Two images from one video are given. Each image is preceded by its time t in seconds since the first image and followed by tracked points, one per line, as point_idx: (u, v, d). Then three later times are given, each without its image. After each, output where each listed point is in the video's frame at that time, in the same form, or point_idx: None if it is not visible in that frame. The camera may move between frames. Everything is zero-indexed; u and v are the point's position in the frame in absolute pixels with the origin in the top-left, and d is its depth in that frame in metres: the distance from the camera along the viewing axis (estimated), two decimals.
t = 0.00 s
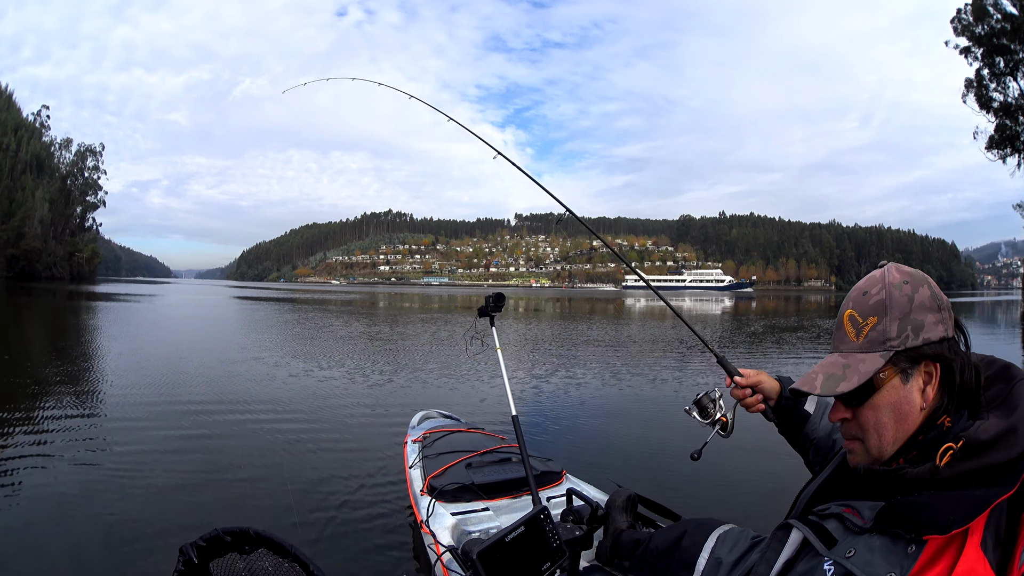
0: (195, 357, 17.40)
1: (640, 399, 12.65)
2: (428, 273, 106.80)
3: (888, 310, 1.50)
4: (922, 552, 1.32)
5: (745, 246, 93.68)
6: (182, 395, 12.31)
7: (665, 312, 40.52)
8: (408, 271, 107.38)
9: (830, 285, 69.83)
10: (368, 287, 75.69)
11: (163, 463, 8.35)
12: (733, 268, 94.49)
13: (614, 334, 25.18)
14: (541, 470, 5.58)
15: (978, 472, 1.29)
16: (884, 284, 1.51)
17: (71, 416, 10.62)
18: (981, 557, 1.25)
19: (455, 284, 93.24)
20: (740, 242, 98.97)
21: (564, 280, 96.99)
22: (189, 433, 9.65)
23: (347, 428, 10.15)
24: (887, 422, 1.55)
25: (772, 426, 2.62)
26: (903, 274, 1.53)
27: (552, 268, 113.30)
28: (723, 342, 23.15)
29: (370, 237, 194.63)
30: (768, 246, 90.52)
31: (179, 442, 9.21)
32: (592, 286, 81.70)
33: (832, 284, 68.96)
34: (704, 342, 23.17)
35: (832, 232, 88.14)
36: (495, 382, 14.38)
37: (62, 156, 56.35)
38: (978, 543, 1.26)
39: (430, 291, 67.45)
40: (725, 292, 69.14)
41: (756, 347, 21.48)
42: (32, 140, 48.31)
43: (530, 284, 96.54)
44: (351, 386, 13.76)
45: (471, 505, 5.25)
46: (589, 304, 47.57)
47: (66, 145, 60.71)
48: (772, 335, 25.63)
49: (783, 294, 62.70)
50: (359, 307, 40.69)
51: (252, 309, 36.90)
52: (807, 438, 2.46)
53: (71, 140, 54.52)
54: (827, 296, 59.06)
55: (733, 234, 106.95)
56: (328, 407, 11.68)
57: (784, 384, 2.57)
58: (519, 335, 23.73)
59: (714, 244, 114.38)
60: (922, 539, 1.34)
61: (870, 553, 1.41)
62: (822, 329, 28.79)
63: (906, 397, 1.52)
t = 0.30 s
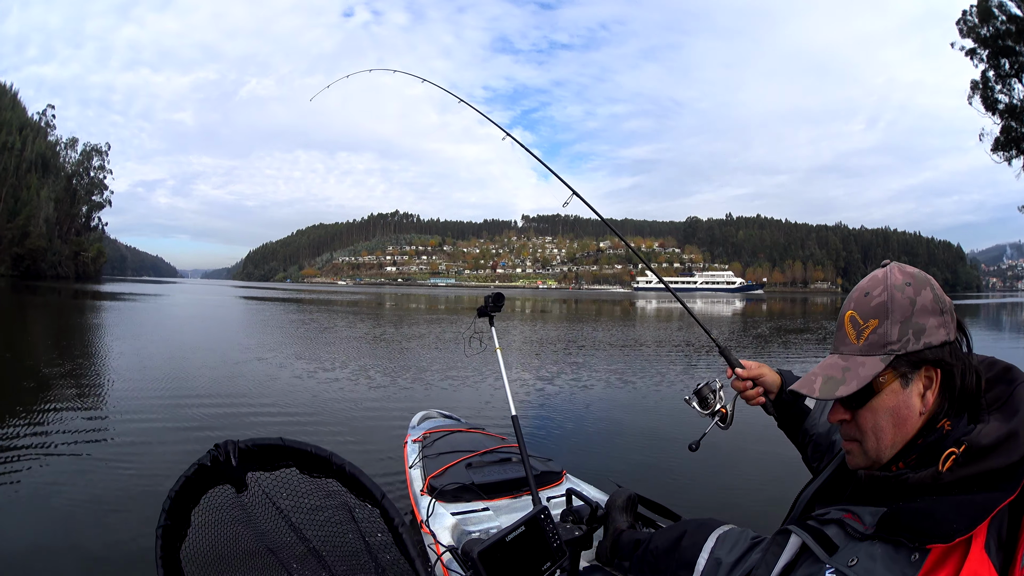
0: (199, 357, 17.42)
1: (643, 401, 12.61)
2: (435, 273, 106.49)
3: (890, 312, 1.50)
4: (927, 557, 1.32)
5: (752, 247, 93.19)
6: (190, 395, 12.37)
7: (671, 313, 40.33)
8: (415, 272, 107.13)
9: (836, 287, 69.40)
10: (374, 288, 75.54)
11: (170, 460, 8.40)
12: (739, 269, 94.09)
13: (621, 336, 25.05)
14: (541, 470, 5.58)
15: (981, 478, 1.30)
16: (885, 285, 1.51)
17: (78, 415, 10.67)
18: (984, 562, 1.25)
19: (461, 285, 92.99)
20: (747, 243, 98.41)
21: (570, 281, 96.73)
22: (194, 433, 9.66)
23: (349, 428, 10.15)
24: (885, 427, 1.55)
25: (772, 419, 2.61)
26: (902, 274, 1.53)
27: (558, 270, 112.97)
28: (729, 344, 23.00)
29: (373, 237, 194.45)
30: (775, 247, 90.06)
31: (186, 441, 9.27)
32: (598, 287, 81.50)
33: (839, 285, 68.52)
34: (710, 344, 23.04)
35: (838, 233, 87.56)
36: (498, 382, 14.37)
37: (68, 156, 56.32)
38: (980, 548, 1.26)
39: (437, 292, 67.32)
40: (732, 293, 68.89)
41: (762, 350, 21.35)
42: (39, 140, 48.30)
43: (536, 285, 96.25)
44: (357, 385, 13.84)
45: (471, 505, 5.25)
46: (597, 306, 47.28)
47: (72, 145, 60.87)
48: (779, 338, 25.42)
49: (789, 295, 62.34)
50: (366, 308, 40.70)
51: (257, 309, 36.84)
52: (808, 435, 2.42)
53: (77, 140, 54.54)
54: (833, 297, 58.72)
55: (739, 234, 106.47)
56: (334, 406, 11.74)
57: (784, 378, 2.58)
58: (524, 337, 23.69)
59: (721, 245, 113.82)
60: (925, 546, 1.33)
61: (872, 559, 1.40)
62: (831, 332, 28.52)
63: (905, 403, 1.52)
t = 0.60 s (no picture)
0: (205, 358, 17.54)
1: (646, 401, 12.58)
2: (442, 274, 106.42)
3: (918, 320, 1.45)
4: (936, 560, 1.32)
5: (758, 246, 92.80)
6: (196, 395, 12.46)
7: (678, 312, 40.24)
8: (421, 273, 107.12)
9: (842, 286, 69.02)
10: (380, 289, 75.56)
11: (174, 461, 8.47)
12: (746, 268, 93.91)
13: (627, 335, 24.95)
14: (541, 470, 5.58)
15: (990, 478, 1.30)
16: (913, 287, 1.46)
17: (85, 416, 10.74)
18: (998, 555, 1.26)
19: (467, 286, 92.97)
20: (753, 242, 98.02)
21: (577, 281, 96.63)
22: (198, 434, 9.73)
23: (350, 429, 10.16)
24: (900, 436, 1.53)
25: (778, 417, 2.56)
26: (930, 276, 1.47)
27: (564, 270, 112.89)
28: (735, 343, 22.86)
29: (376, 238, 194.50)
30: (781, 245, 89.88)
31: (191, 441, 9.35)
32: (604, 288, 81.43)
33: (845, 284, 68.15)
34: (717, 343, 22.97)
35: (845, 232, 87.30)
36: (500, 382, 14.37)
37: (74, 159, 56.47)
38: (994, 543, 1.27)
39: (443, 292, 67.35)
40: (739, 292, 68.85)
41: (770, 349, 21.20)
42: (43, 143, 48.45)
43: (544, 285, 96.14)
44: (362, 385, 13.94)
45: (471, 505, 5.25)
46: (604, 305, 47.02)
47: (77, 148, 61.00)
48: (788, 336, 25.22)
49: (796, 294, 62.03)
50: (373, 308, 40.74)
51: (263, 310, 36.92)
52: (819, 431, 2.40)
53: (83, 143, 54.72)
54: (838, 296, 58.44)
55: (745, 233, 106.19)
56: (340, 406, 11.83)
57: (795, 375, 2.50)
58: (529, 337, 23.62)
59: (727, 243, 113.37)
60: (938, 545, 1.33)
61: (887, 559, 1.40)
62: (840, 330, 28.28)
63: (924, 417, 1.50)
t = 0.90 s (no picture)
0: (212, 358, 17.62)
1: (650, 401, 12.58)
2: (450, 274, 106.47)
3: (944, 338, 1.37)
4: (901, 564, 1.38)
5: (765, 245, 92.56)
6: (203, 395, 12.54)
7: (685, 312, 40.15)
8: (429, 274, 107.25)
9: (850, 285, 68.76)
10: (389, 289, 75.56)
11: (178, 462, 8.53)
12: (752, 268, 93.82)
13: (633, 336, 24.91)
14: (541, 470, 5.58)
15: (974, 492, 1.34)
16: (943, 301, 1.36)
17: (91, 416, 10.80)
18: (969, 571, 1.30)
19: (475, 287, 92.96)
20: (760, 241, 97.67)
21: (585, 282, 96.57)
22: (205, 434, 9.78)
23: (353, 430, 10.16)
24: (908, 453, 1.48)
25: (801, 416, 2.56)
26: (957, 287, 1.39)
27: (570, 270, 112.70)
28: (743, 343, 22.79)
29: (380, 238, 194.64)
30: (787, 245, 89.73)
31: (195, 441, 9.41)
32: (612, 288, 81.30)
33: (853, 283, 67.88)
34: (723, 343, 22.91)
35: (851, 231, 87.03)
36: (503, 382, 14.39)
37: (77, 159, 56.60)
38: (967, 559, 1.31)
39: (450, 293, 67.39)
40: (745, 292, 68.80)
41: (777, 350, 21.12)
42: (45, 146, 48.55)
43: (551, 285, 96.13)
44: (367, 385, 14.02)
45: (471, 505, 5.25)
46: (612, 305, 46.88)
47: (81, 148, 61.08)
48: (795, 336, 25.16)
49: (803, 293, 61.82)
50: (379, 309, 40.79)
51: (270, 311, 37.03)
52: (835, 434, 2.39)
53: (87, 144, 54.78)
54: (845, 295, 58.27)
55: (753, 232, 105.76)
56: (345, 406, 11.87)
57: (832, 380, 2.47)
58: (535, 338, 23.64)
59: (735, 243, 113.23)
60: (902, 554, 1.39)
61: (856, 557, 1.46)
62: (848, 330, 28.14)
63: (935, 436, 1.45)
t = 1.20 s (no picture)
0: (217, 356, 17.68)
1: (654, 402, 12.58)
2: (457, 275, 106.43)
3: (939, 363, 1.36)
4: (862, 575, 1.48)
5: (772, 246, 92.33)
6: (206, 393, 12.57)
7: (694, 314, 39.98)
8: (436, 274, 107.22)
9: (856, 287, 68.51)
10: (396, 290, 75.48)
11: (179, 459, 8.54)
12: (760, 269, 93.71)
13: (640, 337, 24.86)
14: (541, 470, 5.58)
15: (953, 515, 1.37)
16: (943, 322, 1.35)
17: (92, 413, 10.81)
18: None
19: (481, 287, 92.91)
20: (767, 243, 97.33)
21: (591, 283, 96.41)
22: (211, 432, 9.83)
23: (353, 429, 10.17)
24: (895, 473, 1.51)
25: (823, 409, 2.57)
26: (958, 306, 1.36)
27: (576, 272, 112.51)
28: (751, 346, 22.69)
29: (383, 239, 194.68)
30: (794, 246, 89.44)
31: (197, 439, 9.42)
32: (617, 289, 81.19)
33: (859, 285, 67.65)
34: (731, 345, 22.83)
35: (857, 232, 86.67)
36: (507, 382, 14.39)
37: (83, 158, 56.72)
38: None
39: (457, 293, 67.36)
40: (752, 293, 68.66)
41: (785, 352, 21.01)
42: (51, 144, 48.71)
43: (558, 285, 96.05)
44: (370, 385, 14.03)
45: (471, 505, 5.25)
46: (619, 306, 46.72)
47: (87, 147, 61.25)
48: (804, 339, 25.01)
49: (810, 294, 61.61)
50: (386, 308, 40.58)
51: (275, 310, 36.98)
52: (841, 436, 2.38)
53: (94, 143, 54.93)
54: (851, 297, 58.12)
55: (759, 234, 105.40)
56: (350, 405, 11.90)
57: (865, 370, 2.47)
58: (540, 339, 23.61)
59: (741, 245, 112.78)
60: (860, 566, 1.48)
61: (823, 561, 1.54)
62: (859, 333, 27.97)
63: (922, 458, 1.47)
